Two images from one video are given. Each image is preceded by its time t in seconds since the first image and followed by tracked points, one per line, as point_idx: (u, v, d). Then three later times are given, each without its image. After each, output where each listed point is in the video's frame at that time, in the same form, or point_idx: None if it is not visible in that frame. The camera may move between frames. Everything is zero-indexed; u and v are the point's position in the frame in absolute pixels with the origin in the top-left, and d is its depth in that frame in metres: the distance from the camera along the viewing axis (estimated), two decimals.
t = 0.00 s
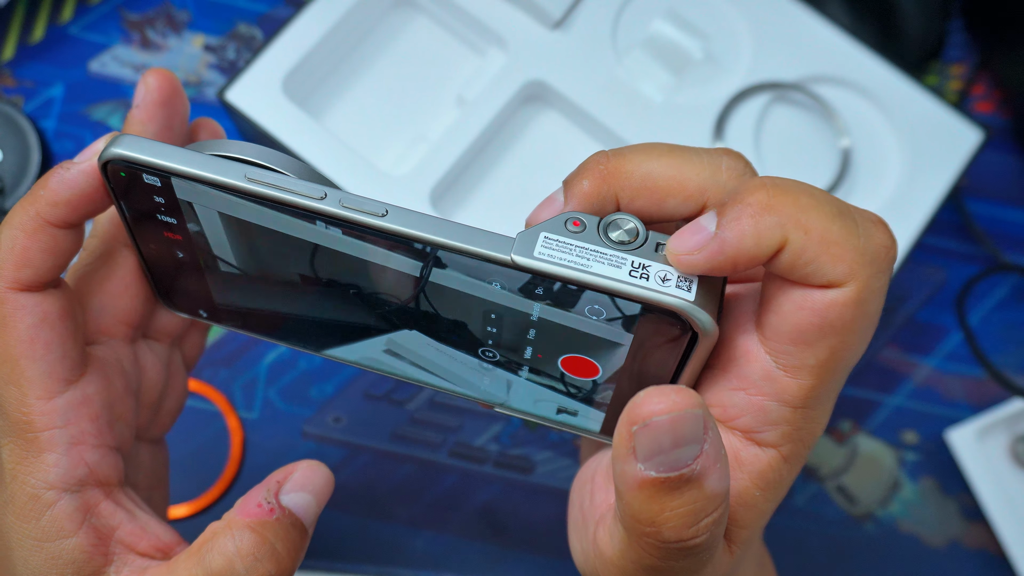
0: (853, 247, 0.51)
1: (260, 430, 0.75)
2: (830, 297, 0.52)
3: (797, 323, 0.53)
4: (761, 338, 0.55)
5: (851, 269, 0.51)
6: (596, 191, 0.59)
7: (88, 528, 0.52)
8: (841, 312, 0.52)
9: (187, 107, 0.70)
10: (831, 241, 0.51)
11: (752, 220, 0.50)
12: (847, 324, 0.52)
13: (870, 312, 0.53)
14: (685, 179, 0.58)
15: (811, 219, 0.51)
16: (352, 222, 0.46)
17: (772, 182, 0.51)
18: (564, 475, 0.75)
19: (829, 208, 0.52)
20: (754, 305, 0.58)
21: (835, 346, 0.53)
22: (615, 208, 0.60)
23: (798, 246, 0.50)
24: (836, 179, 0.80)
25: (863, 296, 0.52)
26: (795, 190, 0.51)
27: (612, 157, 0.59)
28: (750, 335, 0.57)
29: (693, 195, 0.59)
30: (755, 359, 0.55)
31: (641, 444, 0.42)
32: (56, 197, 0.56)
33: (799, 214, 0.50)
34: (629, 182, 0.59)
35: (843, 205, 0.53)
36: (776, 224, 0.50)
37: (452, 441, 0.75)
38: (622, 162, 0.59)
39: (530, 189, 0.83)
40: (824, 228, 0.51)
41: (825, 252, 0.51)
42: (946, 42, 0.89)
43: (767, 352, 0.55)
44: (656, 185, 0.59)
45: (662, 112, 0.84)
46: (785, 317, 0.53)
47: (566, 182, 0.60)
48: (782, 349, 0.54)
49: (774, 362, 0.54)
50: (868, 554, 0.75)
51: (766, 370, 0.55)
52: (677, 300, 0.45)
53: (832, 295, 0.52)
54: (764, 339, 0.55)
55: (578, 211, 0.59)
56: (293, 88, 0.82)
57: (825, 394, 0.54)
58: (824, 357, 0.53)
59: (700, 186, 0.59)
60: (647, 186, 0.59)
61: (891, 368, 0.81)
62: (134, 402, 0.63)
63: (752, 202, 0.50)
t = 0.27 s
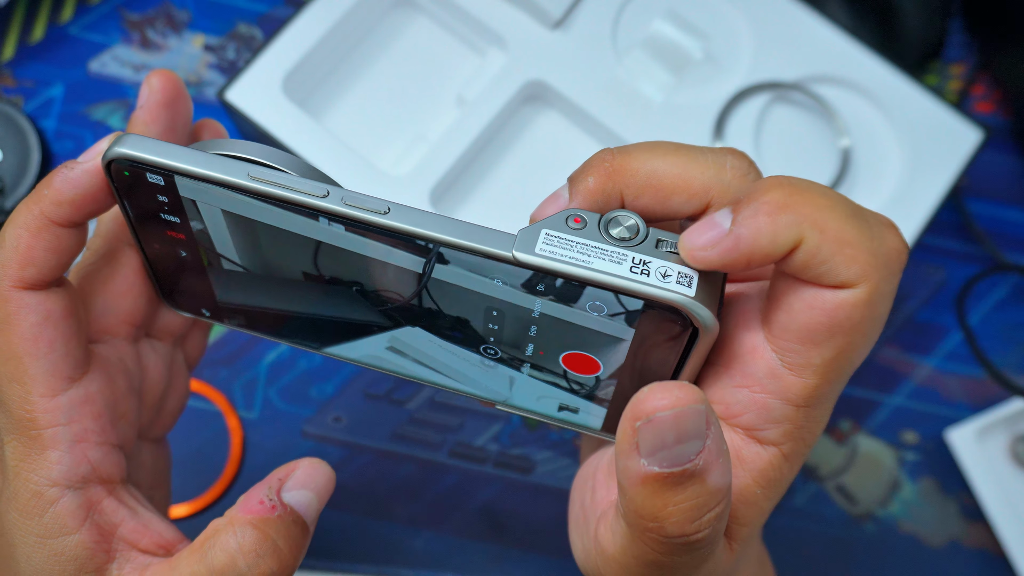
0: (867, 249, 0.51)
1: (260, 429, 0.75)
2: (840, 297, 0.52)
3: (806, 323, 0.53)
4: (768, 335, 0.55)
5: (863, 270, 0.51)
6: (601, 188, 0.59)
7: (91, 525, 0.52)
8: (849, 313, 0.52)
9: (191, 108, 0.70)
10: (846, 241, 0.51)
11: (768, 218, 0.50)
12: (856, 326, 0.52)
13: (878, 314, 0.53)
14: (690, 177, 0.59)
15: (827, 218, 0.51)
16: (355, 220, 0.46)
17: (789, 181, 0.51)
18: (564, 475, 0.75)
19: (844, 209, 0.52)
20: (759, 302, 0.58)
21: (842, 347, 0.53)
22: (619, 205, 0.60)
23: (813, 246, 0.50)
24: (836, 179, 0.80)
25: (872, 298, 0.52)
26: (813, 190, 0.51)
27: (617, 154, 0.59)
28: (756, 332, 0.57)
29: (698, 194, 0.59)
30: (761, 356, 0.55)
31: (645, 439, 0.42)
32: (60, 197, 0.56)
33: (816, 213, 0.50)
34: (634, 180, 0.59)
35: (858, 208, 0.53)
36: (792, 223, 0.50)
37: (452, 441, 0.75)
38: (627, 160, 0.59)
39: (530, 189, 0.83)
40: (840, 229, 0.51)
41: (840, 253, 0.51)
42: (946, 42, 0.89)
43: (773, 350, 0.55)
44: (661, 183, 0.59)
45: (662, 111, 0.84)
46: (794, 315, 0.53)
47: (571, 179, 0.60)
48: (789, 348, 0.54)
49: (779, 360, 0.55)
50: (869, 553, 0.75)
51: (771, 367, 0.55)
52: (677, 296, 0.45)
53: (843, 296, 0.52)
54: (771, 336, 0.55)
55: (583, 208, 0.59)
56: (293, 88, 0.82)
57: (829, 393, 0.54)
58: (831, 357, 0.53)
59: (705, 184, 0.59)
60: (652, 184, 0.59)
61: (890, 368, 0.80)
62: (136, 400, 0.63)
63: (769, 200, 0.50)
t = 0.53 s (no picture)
0: (848, 239, 0.51)
1: (260, 429, 0.75)
2: (827, 288, 0.52)
3: (796, 315, 0.53)
4: (762, 329, 0.55)
5: (846, 260, 0.51)
6: (602, 183, 0.59)
7: (92, 523, 0.52)
8: (837, 304, 0.52)
9: (192, 104, 0.70)
10: (826, 233, 0.51)
11: (748, 211, 0.50)
12: (844, 316, 0.53)
13: (867, 304, 0.53)
14: (690, 172, 0.59)
15: (807, 209, 0.50)
16: (358, 216, 0.46)
17: (769, 173, 0.51)
18: (564, 475, 0.75)
19: (826, 200, 0.52)
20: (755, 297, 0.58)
21: (833, 338, 0.53)
22: (620, 200, 0.60)
23: (793, 238, 0.50)
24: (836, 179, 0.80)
25: (859, 289, 0.52)
26: (791, 181, 0.51)
27: (618, 150, 0.59)
28: (751, 326, 0.57)
29: (698, 188, 0.59)
30: (756, 351, 0.56)
31: (652, 427, 0.42)
32: (62, 194, 0.56)
33: (795, 205, 0.50)
34: (635, 175, 0.59)
35: (841, 198, 0.53)
36: (772, 216, 0.50)
37: (452, 441, 0.75)
38: (627, 155, 0.59)
39: (530, 189, 0.83)
40: (819, 220, 0.51)
41: (822, 244, 0.51)
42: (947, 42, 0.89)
43: (768, 344, 0.55)
44: (662, 178, 0.59)
45: (662, 112, 0.84)
46: (784, 309, 0.54)
47: (572, 175, 0.60)
48: (784, 342, 0.54)
49: (774, 354, 0.55)
50: (869, 553, 0.75)
51: (767, 361, 0.55)
52: (681, 291, 0.45)
53: (828, 287, 0.52)
54: (765, 331, 0.55)
55: (584, 203, 0.59)
56: (293, 88, 0.82)
57: (827, 384, 0.55)
58: (822, 348, 0.53)
59: (705, 179, 0.59)
60: (652, 179, 0.59)
61: (890, 368, 0.80)
62: (137, 398, 0.63)
63: (748, 194, 0.50)
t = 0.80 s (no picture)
0: (859, 239, 0.52)
1: (260, 430, 0.75)
2: (834, 288, 0.52)
3: (804, 314, 0.53)
4: (765, 327, 0.55)
5: (857, 260, 0.52)
6: (603, 183, 0.59)
7: (90, 523, 0.52)
8: (844, 304, 0.52)
9: (191, 105, 0.70)
10: (838, 233, 0.51)
11: (760, 212, 0.50)
12: (852, 316, 0.53)
13: (873, 305, 0.53)
14: (690, 172, 0.59)
15: (818, 210, 0.51)
16: (358, 217, 0.46)
17: (780, 174, 0.52)
18: (564, 475, 0.75)
19: (836, 201, 0.52)
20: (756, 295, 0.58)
21: (838, 338, 0.53)
22: (621, 200, 0.60)
23: (805, 238, 0.51)
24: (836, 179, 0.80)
25: (867, 289, 0.52)
26: (803, 182, 0.52)
27: (619, 150, 0.59)
28: (754, 324, 0.57)
29: (698, 188, 0.59)
30: (760, 348, 0.56)
31: (651, 427, 0.42)
32: (62, 194, 0.56)
33: (806, 206, 0.51)
34: (636, 174, 0.59)
35: (851, 200, 0.53)
36: (784, 216, 0.50)
37: (452, 441, 0.75)
38: (628, 155, 0.59)
39: (530, 189, 0.83)
40: (831, 220, 0.51)
41: (833, 243, 0.51)
42: (947, 42, 0.89)
43: (771, 342, 0.55)
44: (663, 177, 0.59)
45: (662, 112, 0.84)
46: (790, 307, 0.54)
47: (573, 174, 0.60)
48: (787, 339, 0.54)
49: (777, 351, 0.55)
50: (869, 554, 0.74)
51: (769, 359, 0.55)
52: (680, 290, 0.45)
53: (837, 286, 0.52)
54: (768, 329, 0.55)
55: (585, 202, 0.59)
56: (293, 88, 0.82)
57: (827, 383, 0.55)
58: (827, 347, 0.53)
59: (705, 179, 0.59)
60: (653, 178, 0.59)
61: (891, 368, 0.80)
62: (136, 398, 0.63)
63: (761, 195, 0.51)
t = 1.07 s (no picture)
0: (844, 237, 0.52)
1: (260, 429, 0.75)
2: (821, 284, 0.52)
3: (793, 311, 0.53)
4: (758, 324, 0.56)
5: (842, 257, 0.52)
6: (600, 180, 0.59)
7: (89, 521, 0.52)
8: (831, 300, 0.52)
9: (190, 104, 0.70)
10: (823, 229, 0.51)
11: (745, 205, 0.50)
12: (839, 312, 0.53)
13: (860, 301, 0.53)
14: (687, 169, 0.59)
15: (802, 205, 0.51)
16: (358, 214, 0.46)
17: (768, 168, 0.51)
18: (564, 475, 0.75)
19: (823, 196, 0.52)
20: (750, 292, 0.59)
21: (828, 334, 0.53)
22: (618, 197, 0.60)
23: (789, 233, 0.51)
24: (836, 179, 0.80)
25: (853, 285, 0.52)
26: (789, 177, 0.51)
27: (615, 148, 0.59)
28: (748, 321, 0.57)
29: (695, 185, 0.59)
30: (753, 346, 0.56)
31: (652, 420, 0.42)
32: (60, 192, 0.56)
33: (791, 200, 0.51)
34: (632, 172, 0.59)
35: (838, 195, 0.53)
36: (769, 210, 0.50)
37: (452, 441, 0.75)
38: (624, 153, 0.59)
39: (530, 189, 0.83)
40: (817, 216, 0.51)
41: (817, 239, 0.51)
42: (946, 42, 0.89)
43: (763, 339, 0.55)
44: (659, 175, 0.59)
45: (662, 112, 0.84)
46: (780, 305, 0.54)
47: (569, 172, 0.60)
48: (778, 337, 0.54)
49: (770, 349, 0.55)
50: (868, 553, 0.74)
51: (762, 357, 0.55)
52: (678, 286, 0.45)
53: (823, 283, 0.52)
54: (761, 326, 0.55)
55: (583, 200, 0.58)
56: (293, 88, 0.82)
57: (823, 379, 0.55)
58: (819, 344, 0.53)
59: (701, 175, 0.59)
60: (650, 176, 0.59)
61: (890, 368, 0.80)
62: (135, 396, 0.63)
63: (747, 187, 0.50)
